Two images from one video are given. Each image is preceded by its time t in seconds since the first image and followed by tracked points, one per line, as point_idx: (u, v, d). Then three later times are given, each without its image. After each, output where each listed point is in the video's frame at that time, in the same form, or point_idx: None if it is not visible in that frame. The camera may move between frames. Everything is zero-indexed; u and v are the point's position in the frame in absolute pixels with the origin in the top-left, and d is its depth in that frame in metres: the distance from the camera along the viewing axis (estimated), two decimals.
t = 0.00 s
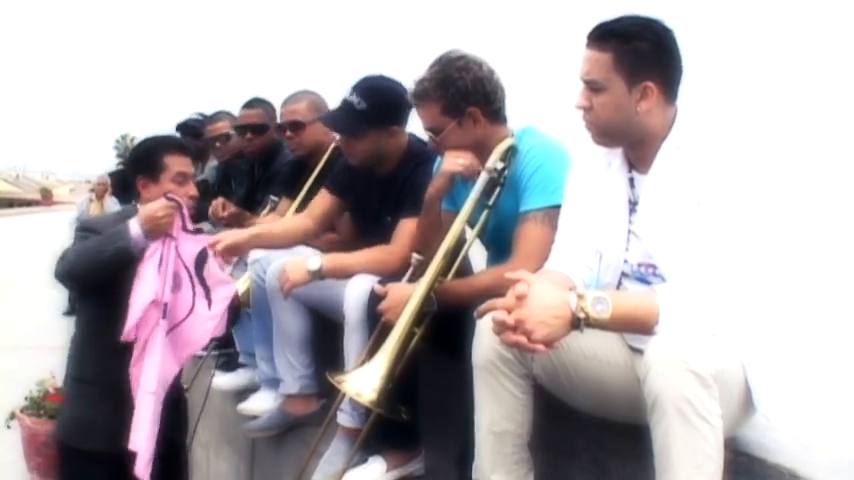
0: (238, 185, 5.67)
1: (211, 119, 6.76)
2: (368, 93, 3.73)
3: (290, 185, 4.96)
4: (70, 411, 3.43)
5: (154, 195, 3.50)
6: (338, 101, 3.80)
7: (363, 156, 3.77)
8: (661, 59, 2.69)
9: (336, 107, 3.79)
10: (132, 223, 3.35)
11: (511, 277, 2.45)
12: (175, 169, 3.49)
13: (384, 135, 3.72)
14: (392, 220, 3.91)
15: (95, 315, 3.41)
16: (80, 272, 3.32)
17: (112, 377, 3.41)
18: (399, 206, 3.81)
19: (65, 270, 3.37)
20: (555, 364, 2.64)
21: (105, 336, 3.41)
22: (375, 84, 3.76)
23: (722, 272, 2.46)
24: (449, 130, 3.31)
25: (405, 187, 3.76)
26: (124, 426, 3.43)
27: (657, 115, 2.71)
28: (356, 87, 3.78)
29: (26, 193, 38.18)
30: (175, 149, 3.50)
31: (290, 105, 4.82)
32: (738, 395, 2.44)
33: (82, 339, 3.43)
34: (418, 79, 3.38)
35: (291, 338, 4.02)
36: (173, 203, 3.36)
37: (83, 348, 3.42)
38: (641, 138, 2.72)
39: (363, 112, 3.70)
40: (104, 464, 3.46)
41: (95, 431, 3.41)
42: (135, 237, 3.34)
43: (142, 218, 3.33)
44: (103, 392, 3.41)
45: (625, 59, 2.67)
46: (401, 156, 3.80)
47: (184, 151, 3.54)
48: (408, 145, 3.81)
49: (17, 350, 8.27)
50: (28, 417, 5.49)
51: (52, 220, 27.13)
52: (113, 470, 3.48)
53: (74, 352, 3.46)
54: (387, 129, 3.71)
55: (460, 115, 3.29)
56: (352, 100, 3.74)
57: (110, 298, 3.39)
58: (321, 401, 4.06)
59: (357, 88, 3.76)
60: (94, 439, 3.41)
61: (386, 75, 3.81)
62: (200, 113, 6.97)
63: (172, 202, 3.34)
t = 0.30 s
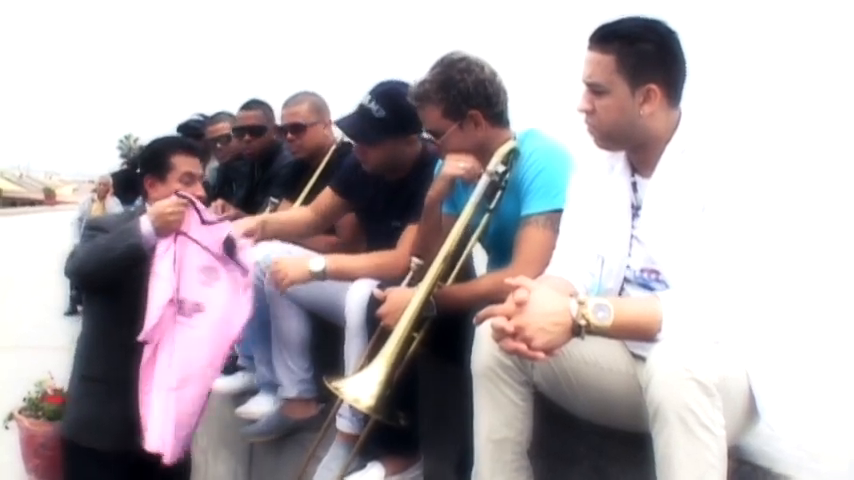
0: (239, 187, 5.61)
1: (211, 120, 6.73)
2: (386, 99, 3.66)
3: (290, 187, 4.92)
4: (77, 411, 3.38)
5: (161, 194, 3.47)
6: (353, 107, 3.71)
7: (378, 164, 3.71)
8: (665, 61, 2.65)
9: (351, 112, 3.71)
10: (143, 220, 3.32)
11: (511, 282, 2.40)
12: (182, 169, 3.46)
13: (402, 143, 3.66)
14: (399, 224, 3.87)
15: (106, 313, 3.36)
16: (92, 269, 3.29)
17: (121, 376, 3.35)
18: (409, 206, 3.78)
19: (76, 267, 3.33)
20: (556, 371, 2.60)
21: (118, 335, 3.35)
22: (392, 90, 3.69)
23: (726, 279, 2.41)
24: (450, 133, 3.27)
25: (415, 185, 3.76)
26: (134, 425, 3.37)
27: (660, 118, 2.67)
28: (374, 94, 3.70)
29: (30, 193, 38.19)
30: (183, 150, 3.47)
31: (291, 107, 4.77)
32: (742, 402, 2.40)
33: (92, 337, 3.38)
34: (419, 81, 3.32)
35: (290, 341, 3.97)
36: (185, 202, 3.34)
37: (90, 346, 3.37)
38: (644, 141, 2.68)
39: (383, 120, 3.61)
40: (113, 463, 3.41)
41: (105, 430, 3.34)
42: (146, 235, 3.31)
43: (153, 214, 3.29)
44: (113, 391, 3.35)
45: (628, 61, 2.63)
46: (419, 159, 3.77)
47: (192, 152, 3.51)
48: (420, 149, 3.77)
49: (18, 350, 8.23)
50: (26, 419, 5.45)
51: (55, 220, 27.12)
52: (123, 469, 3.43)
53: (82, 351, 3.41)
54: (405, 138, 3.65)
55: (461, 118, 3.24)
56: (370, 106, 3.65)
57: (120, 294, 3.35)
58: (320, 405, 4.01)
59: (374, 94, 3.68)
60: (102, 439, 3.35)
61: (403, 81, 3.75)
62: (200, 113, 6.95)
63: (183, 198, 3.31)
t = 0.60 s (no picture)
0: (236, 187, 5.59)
1: (212, 121, 6.70)
2: (396, 90, 3.68)
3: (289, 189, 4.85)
4: (74, 417, 3.28)
5: (154, 196, 3.42)
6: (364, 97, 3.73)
7: (383, 155, 3.66)
8: (668, 61, 2.57)
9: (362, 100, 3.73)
10: (151, 225, 3.29)
11: (509, 288, 2.32)
12: (173, 170, 3.39)
13: (408, 135, 3.62)
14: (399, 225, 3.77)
15: (106, 316, 3.28)
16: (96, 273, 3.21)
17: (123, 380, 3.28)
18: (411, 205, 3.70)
19: (77, 270, 3.24)
20: (555, 380, 2.52)
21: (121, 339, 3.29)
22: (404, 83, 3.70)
23: (733, 285, 2.33)
24: (450, 134, 3.19)
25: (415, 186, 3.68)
26: (135, 429, 3.31)
27: (664, 119, 2.59)
28: (385, 84, 3.73)
29: (36, 194, 38.25)
30: (175, 150, 3.40)
31: (289, 108, 4.75)
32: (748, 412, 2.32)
33: (88, 342, 3.29)
34: (418, 81, 3.25)
35: (287, 346, 3.88)
36: (195, 211, 3.35)
37: (85, 349, 3.29)
38: (647, 143, 2.60)
39: (390, 107, 3.62)
40: (112, 469, 3.33)
41: (106, 435, 3.28)
42: (156, 240, 3.27)
43: (163, 221, 3.30)
44: (114, 395, 3.28)
45: (630, 61, 2.55)
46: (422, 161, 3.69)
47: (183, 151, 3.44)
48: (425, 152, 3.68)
49: (20, 351, 8.19)
50: (23, 422, 5.39)
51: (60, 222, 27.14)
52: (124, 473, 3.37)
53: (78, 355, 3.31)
54: (411, 128, 3.62)
55: (461, 119, 3.17)
56: (380, 95, 3.67)
57: (124, 300, 3.29)
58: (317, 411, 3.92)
59: (385, 85, 3.70)
60: (102, 444, 3.28)
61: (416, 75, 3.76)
62: (201, 115, 6.93)
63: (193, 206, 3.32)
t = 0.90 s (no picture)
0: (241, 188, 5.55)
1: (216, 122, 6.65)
2: (405, 73, 3.69)
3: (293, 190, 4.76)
4: (69, 426, 3.23)
5: (132, 197, 3.33)
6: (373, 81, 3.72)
7: (394, 137, 3.63)
8: (677, 53, 2.48)
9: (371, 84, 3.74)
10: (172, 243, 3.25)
11: (515, 291, 2.22)
12: (150, 168, 3.34)
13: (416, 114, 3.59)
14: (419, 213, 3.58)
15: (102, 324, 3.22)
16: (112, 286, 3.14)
17: (119, 387, 3.25)
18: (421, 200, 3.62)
19: (86, 281, 3.14)
20: (563, 385, 2.44)
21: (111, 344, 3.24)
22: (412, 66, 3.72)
23: (748, 286, 2.23)
24: (454, 132, 3.09)
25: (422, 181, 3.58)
26: (131, 435, 3.29)
27: (675, 114, 2.50)
28: (394, 66, 3.74)
29: (48, 197, 38.40)
30: (152, 150, 3.38)
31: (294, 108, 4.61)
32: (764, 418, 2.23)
33: (79, 349, 3.23)
34: (421, 77, 3.14)
35: (294, 351, 3.78)
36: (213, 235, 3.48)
37: (76, 356, 3.23)
38: (657, 139, 2.51)
39: (396, 86, 3.66)
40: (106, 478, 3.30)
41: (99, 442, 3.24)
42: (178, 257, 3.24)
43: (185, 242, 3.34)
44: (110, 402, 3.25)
45: (638, 54, 2.46)
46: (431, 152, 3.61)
47: (159, 150, 3.40)
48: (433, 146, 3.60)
49: (26, 356, 8.14)
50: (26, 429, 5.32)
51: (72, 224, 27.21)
52: None
53: (71, 361, 3.24)
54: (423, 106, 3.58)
55: (464, 117, 3.06)
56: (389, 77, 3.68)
57: (129, 312, 3.24)
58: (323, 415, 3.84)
59: (394, 68, 3.71)
60: (98, 451, 3.24)
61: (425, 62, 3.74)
62: (206, 116, 6.89)
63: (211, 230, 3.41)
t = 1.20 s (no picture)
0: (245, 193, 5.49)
1: (222, 126, 6.61)
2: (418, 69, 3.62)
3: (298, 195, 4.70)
4: (38, 441, 3.06)
5: (109, 201, 3.32)
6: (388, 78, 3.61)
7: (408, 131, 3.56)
8: (688, 56, 2.39)
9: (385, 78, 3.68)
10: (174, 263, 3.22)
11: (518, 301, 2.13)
12: (128, 171, 3.36)
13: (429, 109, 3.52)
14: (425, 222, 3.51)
15: (77, 338, 3.10)
16: (112, 304, 3.04)
17: (96, 401, 3.14)
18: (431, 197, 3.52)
19: (87, 295, 3.03)
20: (568, 398, 2.35)
21: (84, 358, 3.12)
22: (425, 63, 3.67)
23: (762, 298, 2.13)
24: (464, 130, 3.00)
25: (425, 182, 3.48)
26: (103, 452, 3.18)
27: (686, 118, 2.41)
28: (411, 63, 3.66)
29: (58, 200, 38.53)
30: (126, 152, 3.39)
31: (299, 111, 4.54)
32: (779, 434, 2.12)
33: (61, 361, 3.09)
34: (436, 71, 3.07)
35: (297, 357, 3.70)
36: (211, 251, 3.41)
37: (54, 368, 3.09)
38: (668, 144, 2.42)
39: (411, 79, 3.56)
40: None
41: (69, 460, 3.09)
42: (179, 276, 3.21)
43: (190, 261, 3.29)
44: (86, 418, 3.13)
45: (647, 56, 2.38)
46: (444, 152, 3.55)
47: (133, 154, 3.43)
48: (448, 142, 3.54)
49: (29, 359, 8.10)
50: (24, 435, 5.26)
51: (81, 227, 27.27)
52: None
53: (42, 374, 3.10)
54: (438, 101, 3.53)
55: (476, 114, 2.97)
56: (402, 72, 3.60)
57: (116, 333, 3.16)
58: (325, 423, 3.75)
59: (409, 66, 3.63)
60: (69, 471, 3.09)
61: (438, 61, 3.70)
62: (211, 120, 6.85)
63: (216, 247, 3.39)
